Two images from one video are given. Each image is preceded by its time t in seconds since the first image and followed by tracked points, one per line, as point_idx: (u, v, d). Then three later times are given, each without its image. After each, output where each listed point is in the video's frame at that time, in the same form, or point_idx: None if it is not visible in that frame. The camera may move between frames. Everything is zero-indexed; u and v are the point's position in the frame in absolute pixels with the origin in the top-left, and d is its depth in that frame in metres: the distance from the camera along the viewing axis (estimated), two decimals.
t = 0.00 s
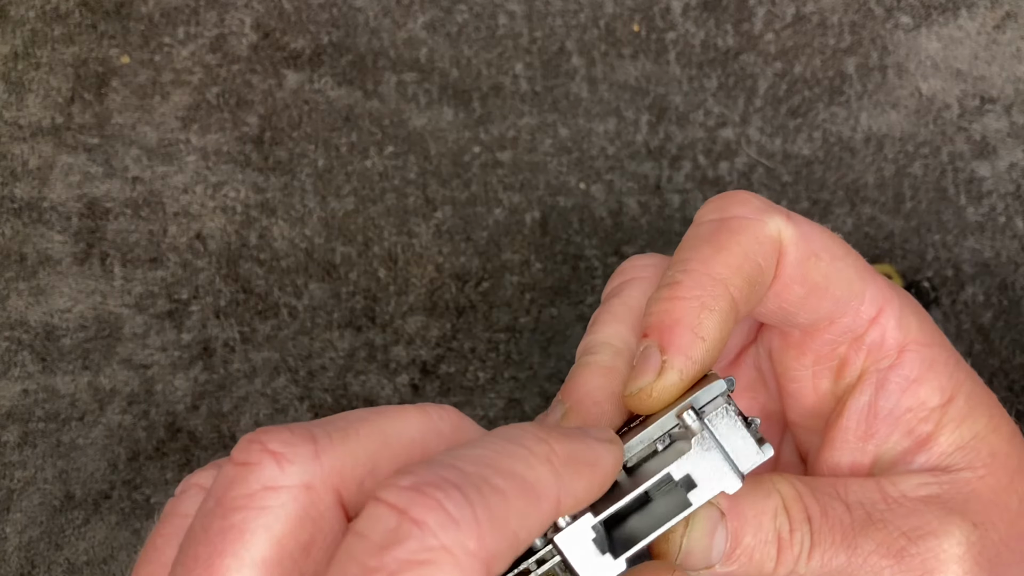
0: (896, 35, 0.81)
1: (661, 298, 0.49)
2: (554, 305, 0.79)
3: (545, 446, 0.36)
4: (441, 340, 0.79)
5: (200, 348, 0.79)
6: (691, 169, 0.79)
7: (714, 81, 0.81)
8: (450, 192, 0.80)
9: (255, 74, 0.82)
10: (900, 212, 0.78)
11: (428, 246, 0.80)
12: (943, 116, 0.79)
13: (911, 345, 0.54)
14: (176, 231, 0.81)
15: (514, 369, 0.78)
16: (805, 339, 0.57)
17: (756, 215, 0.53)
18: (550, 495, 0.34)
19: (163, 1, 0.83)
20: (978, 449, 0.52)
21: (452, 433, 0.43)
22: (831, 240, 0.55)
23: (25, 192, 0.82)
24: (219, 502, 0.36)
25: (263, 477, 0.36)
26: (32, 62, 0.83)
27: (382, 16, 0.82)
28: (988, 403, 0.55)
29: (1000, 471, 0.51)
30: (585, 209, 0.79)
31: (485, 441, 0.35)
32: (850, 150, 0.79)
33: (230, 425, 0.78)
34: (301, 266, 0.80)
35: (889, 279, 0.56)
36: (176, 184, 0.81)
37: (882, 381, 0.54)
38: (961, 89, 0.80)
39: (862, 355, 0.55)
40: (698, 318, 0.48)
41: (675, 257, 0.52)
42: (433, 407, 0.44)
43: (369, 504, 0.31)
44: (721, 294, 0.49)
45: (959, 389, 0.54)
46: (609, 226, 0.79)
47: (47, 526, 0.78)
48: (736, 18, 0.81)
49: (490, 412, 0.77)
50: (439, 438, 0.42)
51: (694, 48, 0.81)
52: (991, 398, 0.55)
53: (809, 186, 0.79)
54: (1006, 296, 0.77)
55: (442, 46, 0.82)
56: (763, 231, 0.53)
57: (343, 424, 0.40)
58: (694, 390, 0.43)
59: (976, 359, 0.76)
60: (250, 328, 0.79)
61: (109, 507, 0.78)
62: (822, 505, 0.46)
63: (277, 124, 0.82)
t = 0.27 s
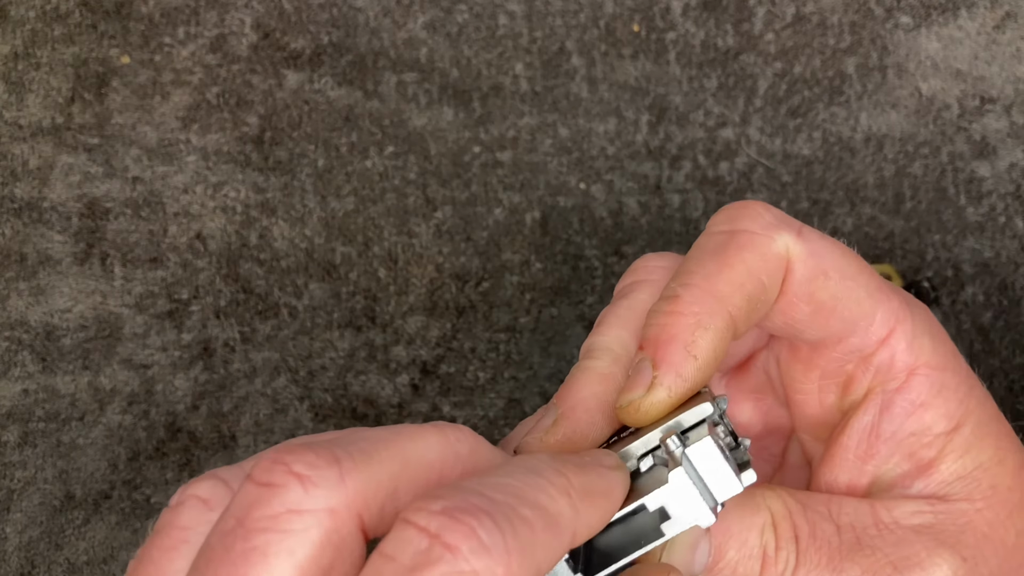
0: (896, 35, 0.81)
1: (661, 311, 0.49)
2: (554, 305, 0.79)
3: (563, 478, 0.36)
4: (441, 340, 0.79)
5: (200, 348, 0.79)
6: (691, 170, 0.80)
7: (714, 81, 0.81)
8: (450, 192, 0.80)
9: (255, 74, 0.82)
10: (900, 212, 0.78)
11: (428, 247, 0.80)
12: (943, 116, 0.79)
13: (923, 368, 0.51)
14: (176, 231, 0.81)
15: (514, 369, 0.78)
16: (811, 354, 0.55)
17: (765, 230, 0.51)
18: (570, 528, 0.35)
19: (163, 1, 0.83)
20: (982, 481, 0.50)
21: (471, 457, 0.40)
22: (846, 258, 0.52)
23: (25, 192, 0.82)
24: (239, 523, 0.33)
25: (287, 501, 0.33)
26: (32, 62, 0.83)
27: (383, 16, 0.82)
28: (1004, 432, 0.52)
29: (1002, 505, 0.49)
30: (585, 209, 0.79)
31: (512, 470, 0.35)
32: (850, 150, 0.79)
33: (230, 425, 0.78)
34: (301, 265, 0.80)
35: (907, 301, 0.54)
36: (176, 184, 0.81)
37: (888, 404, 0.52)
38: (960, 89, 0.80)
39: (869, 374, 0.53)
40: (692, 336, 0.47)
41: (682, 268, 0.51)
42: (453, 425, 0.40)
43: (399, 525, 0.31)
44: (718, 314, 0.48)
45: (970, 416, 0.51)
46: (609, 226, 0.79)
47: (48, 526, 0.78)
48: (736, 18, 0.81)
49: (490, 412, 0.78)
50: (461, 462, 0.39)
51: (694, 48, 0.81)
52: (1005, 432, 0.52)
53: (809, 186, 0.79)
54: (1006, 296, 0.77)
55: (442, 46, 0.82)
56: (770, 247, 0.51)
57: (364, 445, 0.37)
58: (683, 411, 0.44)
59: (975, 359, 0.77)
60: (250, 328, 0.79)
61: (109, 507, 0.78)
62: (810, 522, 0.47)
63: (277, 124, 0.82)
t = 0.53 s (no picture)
0: (896, 35, 0.81)
1: (671, 336, 0.48)
2: (554, 305, 0.79)
3: (581, 495, 0.36)
4: (441, 340, 0.79)
5: (201, 348, 0.79)
6: (691, 170, 0.80)
7: (714, 81, 0.81)
8: (450, 192, 0.80)
9: (256, 74, 0.82)
10: (900, 212, 0.78)
11: (428, 247, 0.80)
12: (943, 116, 0.79)
13: (942, 393, 0.51)
14: (176, 231, 0.81)
15: (514, 369, 0.78)
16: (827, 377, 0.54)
17: (783, 253, 0.50)
18: (588, 548, 0.34)
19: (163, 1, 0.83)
20: (996, 508, 0.50)
21: (486, 468, 0.39)
22: (867, 281, 0.51)
23: (25, 192, 0.82)
24: (252, 538, 0.33)
25: (301, 516, 0.33)
26: (32, 62, 0.83)
27: (383, 16, 0.82)
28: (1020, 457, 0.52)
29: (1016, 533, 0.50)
30: (585, 208, 0.79)
31: (530, 487, 0.35)
32: (850, 150, 0.79)
33: (230, 425, 0.79)
34: (301, 266, 0.80)
35: (931, 322, 0.53)
36: (176, 184, 0.81)
37: (905, 428, 0.51)
38: (961, 89, 0.80)
39: (886, 398, 0.52)
40: (705, 365, 0.46)
41: (693, 292, 0.49)
42: (465, 435, 0.40)
43: (421, 542, 0.30)
44: (732, 341, 0.47)
45: (987, 442, 0.51)
46: (609, 226, 0.79)
47: (48, 526, 0.79)
48: (736, 18, 0.81)
49: (490, 412, 0.78)
50: (475, 475, 0.39)
51: (694, 48, 0.81)
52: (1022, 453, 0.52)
53: (809, 186, 0.79)
54: (1005, 296, 0.78)
55: (442, 46, 0.82)
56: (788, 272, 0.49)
57: (380, 458, 0.36)
58: (691, 443, 0.44)
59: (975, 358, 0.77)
60: (250, 328, 0.79)
61: (109, 507, 0.78)
62: (819, 549, 0.46)
63: (278, 124, 0.82)
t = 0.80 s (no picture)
0: (896, 35, 0.81)
1: (652, 321, 0.49)
2: (554, 305, 0.79)
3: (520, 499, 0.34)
4: (441, 340, 0.79)
5: (201, 348, 0.79)
6: (691, 170, 0.80)
7: (714, 82, 0.81)
8: (450, 192, 0.80)
9: (256, 74, 0.82)
10: (900, 212, 0.78)
11: (428, 247, 0.80)
12: (943, 116, 0.79)
13: (928, 380, 0.51)
14: (176, 231, 0.81)
15: (514, 369, 0.78)
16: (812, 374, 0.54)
17: (759, 242, 0.52)
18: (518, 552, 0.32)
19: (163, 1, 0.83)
20: (985, 498, 0.49)
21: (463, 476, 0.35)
22: (845, 267, 0.52)
23: (25, 192, 0.82)
24: (200, 553, 0.30)
25: (250, 534, 0.29)
26: (32, 63, 0.83)
27: (383, 16, 0.82)
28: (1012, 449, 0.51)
29: (1005, 521, 0.48)
30: (585, 208, 0.79)
31: (464, 491, 0.33)
32: (850, 150, 0.79)
33: (230, 425, 0.79)
34: (301, 266, 0.80)
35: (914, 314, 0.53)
36: (176, 184, 0.81)
37: (892, 414, 0.51)
38: (960, 89, 0.80)
39: (873, 384, 0.53)
40: (677, 345, 0.47)
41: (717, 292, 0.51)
42: (441, 444, 0.36)
43: (325, 541, 0.29)
44: (707, 324, 0.48)
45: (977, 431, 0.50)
46: (609, 226, 0.79)
47: (48, 526, 0.79)
48: (736, 18, 0.81)
49: (490, 411, 0.78)
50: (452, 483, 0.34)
51: (694, 48, 0.81)
52: (1014, 446, 0.51)
53: (809, 186, 0.79)
54: (1006, 296, 0.78)
55: (442, 46, 0.82)
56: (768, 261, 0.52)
57: (344, 467, 0.32)
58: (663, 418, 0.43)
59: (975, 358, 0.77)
60: (250, 328, 0.79)
61: (109, 507, 0.78)
62: (807, 531, 0.45)
63: (278, 124, 0.82)
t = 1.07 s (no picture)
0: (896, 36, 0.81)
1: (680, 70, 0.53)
2: (554, 305, 0.79)
3: None
4: (441, 340, 0.79)
5: (201, 348, 0.80)
6: (691, 170, 0.80)
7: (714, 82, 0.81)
8: (450, 192, 0.80)
9: (256, 74, 0.82)
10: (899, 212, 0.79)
11: (428, 247, 0.80)
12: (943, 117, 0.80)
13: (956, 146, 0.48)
14: (177, 231, 0.81)
15: (514, 368, 0.78)
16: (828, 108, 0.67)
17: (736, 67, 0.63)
18: None
19: (163, 1, 0.83)
20: None
21: None
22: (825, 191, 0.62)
23: (26, 193, 0.82)
24: None
25: None
26: (33, 63, 0.83)
27: (383, 17, 0.83)
28: None
29: None
30: (585, 209, 0.80)
31: None
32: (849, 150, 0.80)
33: (231, 424, 0.79)
34: (301, 266, 0.80)
35: (946, 10, 0.55)
36: (177, 184, 0.82)
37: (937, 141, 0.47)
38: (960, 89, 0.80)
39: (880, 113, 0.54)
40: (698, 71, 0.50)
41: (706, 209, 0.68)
42: None
43: None
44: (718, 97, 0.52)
45: None
46: (609, 226, 0.79)
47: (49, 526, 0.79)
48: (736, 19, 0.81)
49: (490, 411, 0.78)
50: None
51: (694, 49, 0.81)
52: None
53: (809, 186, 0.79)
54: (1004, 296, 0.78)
55: (442, 46, 0.82)
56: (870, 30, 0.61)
57: None
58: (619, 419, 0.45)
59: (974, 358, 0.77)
60: (251, 328, 0.79)
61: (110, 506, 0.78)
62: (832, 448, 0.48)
63: (278, 125, 0.82)
